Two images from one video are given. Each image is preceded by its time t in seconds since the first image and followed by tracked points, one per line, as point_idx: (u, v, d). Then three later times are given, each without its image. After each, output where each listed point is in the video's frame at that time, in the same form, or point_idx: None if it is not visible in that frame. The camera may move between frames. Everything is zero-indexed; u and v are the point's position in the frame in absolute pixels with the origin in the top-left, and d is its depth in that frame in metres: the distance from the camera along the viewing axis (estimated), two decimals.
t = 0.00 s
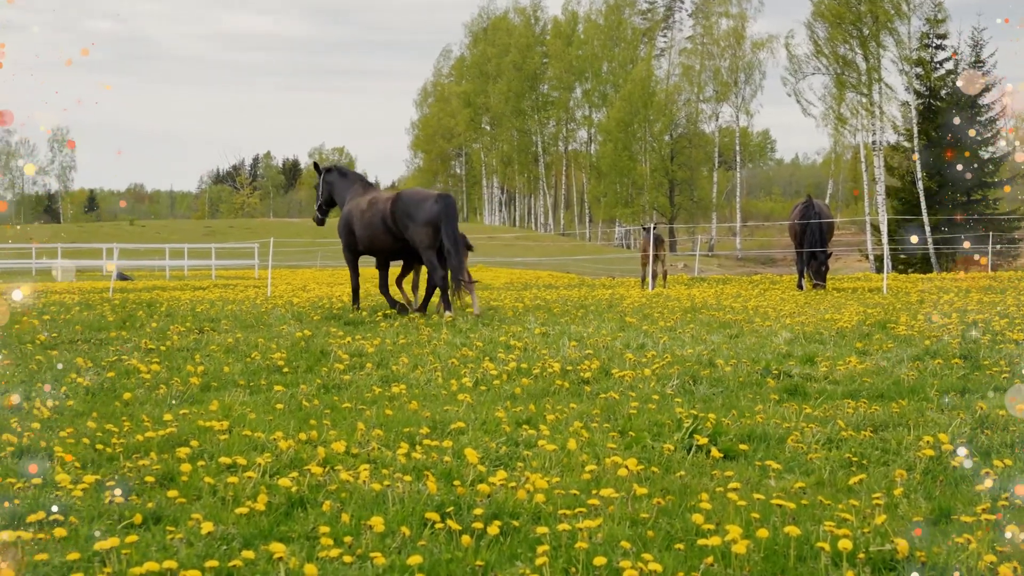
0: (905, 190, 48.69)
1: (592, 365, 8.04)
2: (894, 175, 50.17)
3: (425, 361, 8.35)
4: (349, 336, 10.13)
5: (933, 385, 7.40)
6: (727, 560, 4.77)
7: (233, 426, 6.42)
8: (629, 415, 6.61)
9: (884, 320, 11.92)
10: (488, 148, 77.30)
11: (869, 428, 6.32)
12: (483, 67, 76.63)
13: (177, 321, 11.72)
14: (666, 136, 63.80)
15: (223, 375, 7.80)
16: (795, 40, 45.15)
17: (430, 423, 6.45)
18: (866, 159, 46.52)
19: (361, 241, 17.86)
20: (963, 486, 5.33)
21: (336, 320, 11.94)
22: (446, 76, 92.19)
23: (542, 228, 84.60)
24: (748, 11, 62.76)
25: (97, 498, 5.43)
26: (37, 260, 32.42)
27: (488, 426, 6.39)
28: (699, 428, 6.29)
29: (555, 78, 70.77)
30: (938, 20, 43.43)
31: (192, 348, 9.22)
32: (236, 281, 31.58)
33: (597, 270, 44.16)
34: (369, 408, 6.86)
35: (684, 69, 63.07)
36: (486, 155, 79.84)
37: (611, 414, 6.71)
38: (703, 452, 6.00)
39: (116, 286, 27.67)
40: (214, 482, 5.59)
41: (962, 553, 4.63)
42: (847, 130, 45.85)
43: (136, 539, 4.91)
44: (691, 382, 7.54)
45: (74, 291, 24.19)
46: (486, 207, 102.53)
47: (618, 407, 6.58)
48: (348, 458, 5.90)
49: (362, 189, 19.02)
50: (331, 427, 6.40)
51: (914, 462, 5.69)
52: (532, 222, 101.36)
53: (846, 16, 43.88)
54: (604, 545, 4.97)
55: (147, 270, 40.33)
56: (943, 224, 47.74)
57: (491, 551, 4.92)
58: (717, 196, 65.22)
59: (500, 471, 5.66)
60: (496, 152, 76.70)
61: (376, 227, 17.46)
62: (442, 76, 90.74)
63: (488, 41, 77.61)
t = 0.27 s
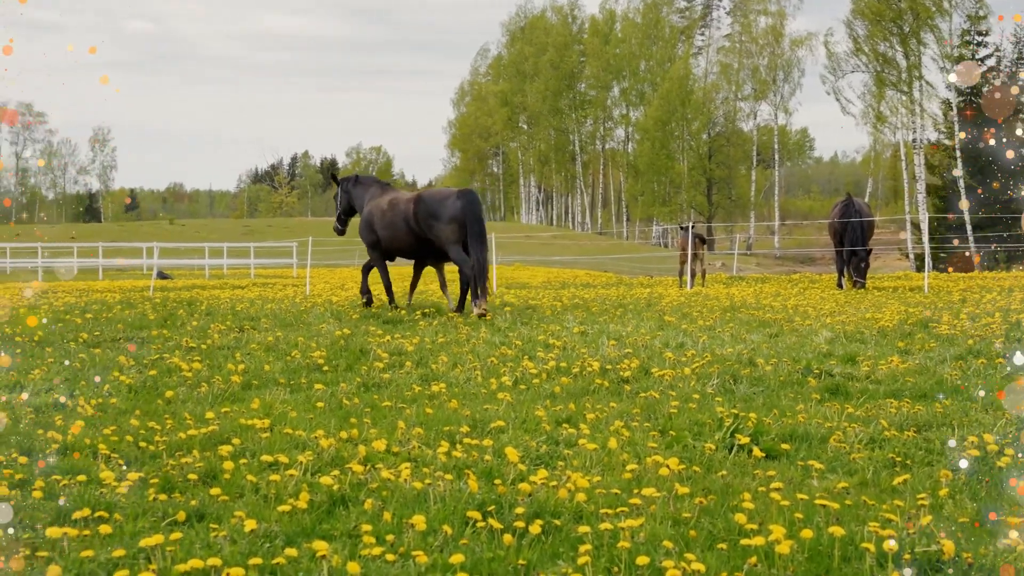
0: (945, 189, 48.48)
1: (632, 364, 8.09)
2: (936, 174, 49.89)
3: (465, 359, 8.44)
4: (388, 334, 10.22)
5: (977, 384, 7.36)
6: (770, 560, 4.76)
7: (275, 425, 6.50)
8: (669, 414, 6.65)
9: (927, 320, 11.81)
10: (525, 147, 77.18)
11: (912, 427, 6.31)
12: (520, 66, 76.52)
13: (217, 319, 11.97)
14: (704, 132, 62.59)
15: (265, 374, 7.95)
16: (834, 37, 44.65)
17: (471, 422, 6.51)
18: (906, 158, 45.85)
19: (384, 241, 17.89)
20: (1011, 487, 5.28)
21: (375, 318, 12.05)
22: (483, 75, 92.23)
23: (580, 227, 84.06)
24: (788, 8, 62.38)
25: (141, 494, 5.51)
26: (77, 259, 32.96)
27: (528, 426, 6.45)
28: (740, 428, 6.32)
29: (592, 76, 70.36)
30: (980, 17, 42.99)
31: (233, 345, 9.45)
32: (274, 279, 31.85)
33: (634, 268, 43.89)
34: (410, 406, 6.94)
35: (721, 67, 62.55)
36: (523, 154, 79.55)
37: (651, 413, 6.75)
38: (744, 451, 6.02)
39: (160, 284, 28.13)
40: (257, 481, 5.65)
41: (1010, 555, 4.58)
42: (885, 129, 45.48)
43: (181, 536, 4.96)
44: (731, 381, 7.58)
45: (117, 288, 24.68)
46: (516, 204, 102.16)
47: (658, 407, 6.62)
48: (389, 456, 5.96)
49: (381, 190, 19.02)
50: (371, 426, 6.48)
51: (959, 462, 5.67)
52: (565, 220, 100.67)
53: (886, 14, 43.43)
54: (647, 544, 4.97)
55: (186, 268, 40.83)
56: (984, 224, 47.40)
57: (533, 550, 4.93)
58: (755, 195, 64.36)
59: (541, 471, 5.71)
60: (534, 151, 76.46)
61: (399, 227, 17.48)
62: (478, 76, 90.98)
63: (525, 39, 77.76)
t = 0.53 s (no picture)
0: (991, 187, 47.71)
1: (676, 363, 8.15)
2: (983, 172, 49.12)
3: (507, 358, 8.54)
4: (430, 333, 10.36)
5: None
6: (817, 560, 4.75)
7: (319, 423, 6.58)
8: (714, 413, 6.70)
9: (975, 319, 11.71)
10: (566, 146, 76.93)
11: (960, 428, 6.30)
12: (562, 65, 76.50)
13: (261, 318, 12.24)
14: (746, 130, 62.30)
15: (309, 372, 8.13)
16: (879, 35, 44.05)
17: (515, 420, 6.59)
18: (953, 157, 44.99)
19: (405, 240, 17.83)
20: None
21: (417, 317, 12.18)
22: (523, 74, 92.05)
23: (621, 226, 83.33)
24: (831, 6, 61.84)
25: (188, 491, 5.58)
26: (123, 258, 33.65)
27: (572, 425, 6.50)
28: (784, 427, 6.34)
29: (634, 74, 69.50)
30: None
31: (277, 344, 9.71)
32: (316, 278, 32.16)
33: (675, 267, 43.54)
34: (453, 405, 7.03)
35: (765, 65, 62.83)
36: (564, 153, 79.05)
37: (695, 413, 6.80)
38: (789, 451, 6.05)
39: (206, 283, 28.63)
40: (302, 478, 5.71)
41: None
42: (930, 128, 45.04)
43: (228, 534, 5.00)
44: (775, 381, 7.63)
45: (163, 288, 25.24)
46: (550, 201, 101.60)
47: (703, 406, 6.68)
48: (433, 454, 6.02)
49: (402, 192, 19.03)
50: (416, 424, 6.56)
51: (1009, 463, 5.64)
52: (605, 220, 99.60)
53: (932, 11, 41.83)
54: (693, 544, 4.96)
55: (229, 268, 41.32)
56: None
57: (578, 549, 4.94)
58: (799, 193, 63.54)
59: (586, 470, 5.74)
60: (575, 150, 76.00)
61: (422, 225, 17.45)
62: (521, 74, 91.13)
63: (566, 37, 77.66)
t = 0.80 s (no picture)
0: None
1: (716, 362, 8.23)
2: None
3: (547, 357, 8.65)
4: (470, 331, 10.48)
5: None
6: (861, 560, 4.72)
7: (360, 422, 6.67)
8: (755, 413, 6.75)
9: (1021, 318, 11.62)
10: (604, 143, 76.55)
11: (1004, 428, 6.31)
12: (600, 62, 76.53)
13: (301, 316, 12.48)
14: (787, 130, 63.08)
15: (350, 370, 8.29)
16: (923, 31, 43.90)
17: (555, 419, 6.66)
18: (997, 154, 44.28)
19: (425, 239, 17.96)
20: None
21: (456, 315, 12.29)
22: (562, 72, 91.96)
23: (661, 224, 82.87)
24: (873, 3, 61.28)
25: (230, 488, 5.62)
26: (164, 255, 34.15)
27: (613, 423, 6.57)
28: (826, 426, 6.38)
29: (673, 72, 69.92)
30: None
31: (317, 342, 9.90)
32: (358, 276, 32.36)
33: (714, 266, 43.29)
34: (493, 403, 7.13)
35: (804, 63, 62.51)
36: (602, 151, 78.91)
37: (736, 412, 6.86)
38: (832, 450, 6.07)
39: (247, 280, 29.02)
40: (343, 476, 5.74)
41: None
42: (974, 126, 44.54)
43: (270, 530, 5.02)
44: (817, 380, 7.67)
45: (204, 285, 25.73)
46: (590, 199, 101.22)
47: (744, 405, 6.73)
48: (474, 453, 6.07)
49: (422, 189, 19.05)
50: (456, 422, 6.65)
51: None
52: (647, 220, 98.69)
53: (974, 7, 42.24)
54: (734, 544, 4.95)
55: (268, 266, 41.67)
56: None
57: (620, 548, 4.94)
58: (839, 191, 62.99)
59: (627, 469, 5.78)
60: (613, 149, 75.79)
61: (441, 226, 17.52)
62: (559, 72, 91.20)
63: (604, 36, 77.66)
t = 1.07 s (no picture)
0: None
1: (748, 360, 8.31)
2: None
3: (579, 355, 8.78)
4: (501, 329, 10.62)
5: None
6: (897, 560, 4.70)
7: (393, 419, 6.75)
8: (789, 411, 6.81)
9: None
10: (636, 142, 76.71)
11: None
12: (632, 60, 76.19)
13: (333, 314, 12.62)
14: (818, 129, 62.48)
15: (382, 368, 8.45)
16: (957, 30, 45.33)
17: (587, 417, 6.73)
18: None
19: (435, 236, 17.91)
20: None
21: (488, 314, 12.40)
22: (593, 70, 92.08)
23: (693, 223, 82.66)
24: None
25: (263, 485, 5.66)
26: (196, 253, 34.53)
27: (645, 422, 6.63)
28: (860, 425, 6.41)
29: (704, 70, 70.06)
30: None
31: (349, 340, 10.07)
32: (391, 275, 32.48)
33: (746, 263, 43.10)
34: (525, 402, 7.24)
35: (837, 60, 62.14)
36: (633, 149, 78.93)
37: (769, 410, 6.92)
38: (866, 449, 6.12)
39: (280, 278, 29.28)
40: (376, 474, 5.78)
41: None
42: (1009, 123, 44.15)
43: (305, 527, 5.02)
44: (850, 378, 7.75)
45: (236, 283, 26.04)
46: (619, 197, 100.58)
47: (777, 404, 6.80)
48: (506, 451, 6.13)
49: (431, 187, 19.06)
50: (488, 420, 6.73)
51: None
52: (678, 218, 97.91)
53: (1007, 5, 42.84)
54: (768, 543, 4.93)
55: (300, 263, 41.93)
56: None
57: (653, 547, 4.93)
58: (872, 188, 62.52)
59: (660, 467, 5.80)
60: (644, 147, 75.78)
61: (451, 222, 17.51)
62: (591, 71, 91.32)
63: (635, 34, 77.75)
